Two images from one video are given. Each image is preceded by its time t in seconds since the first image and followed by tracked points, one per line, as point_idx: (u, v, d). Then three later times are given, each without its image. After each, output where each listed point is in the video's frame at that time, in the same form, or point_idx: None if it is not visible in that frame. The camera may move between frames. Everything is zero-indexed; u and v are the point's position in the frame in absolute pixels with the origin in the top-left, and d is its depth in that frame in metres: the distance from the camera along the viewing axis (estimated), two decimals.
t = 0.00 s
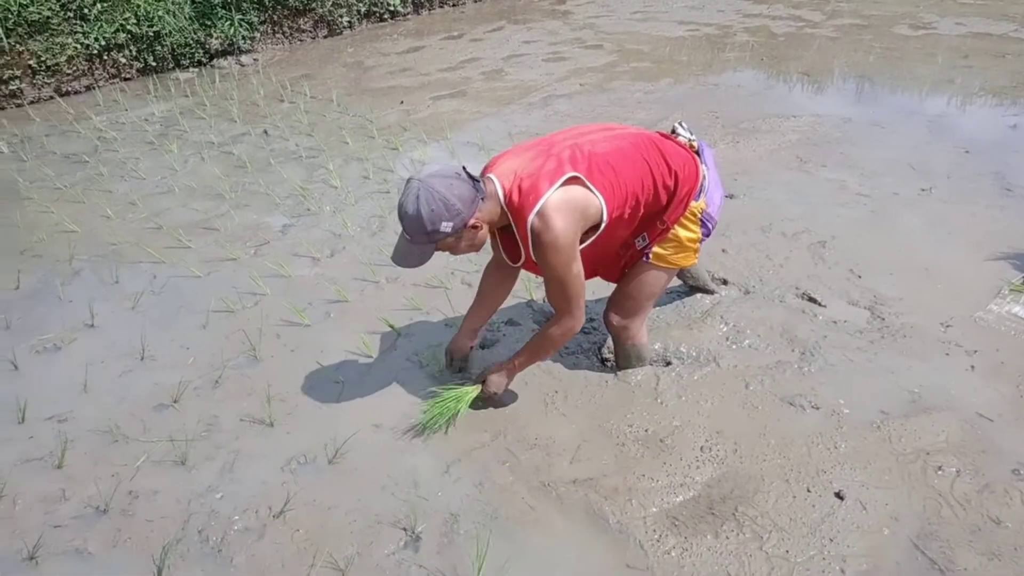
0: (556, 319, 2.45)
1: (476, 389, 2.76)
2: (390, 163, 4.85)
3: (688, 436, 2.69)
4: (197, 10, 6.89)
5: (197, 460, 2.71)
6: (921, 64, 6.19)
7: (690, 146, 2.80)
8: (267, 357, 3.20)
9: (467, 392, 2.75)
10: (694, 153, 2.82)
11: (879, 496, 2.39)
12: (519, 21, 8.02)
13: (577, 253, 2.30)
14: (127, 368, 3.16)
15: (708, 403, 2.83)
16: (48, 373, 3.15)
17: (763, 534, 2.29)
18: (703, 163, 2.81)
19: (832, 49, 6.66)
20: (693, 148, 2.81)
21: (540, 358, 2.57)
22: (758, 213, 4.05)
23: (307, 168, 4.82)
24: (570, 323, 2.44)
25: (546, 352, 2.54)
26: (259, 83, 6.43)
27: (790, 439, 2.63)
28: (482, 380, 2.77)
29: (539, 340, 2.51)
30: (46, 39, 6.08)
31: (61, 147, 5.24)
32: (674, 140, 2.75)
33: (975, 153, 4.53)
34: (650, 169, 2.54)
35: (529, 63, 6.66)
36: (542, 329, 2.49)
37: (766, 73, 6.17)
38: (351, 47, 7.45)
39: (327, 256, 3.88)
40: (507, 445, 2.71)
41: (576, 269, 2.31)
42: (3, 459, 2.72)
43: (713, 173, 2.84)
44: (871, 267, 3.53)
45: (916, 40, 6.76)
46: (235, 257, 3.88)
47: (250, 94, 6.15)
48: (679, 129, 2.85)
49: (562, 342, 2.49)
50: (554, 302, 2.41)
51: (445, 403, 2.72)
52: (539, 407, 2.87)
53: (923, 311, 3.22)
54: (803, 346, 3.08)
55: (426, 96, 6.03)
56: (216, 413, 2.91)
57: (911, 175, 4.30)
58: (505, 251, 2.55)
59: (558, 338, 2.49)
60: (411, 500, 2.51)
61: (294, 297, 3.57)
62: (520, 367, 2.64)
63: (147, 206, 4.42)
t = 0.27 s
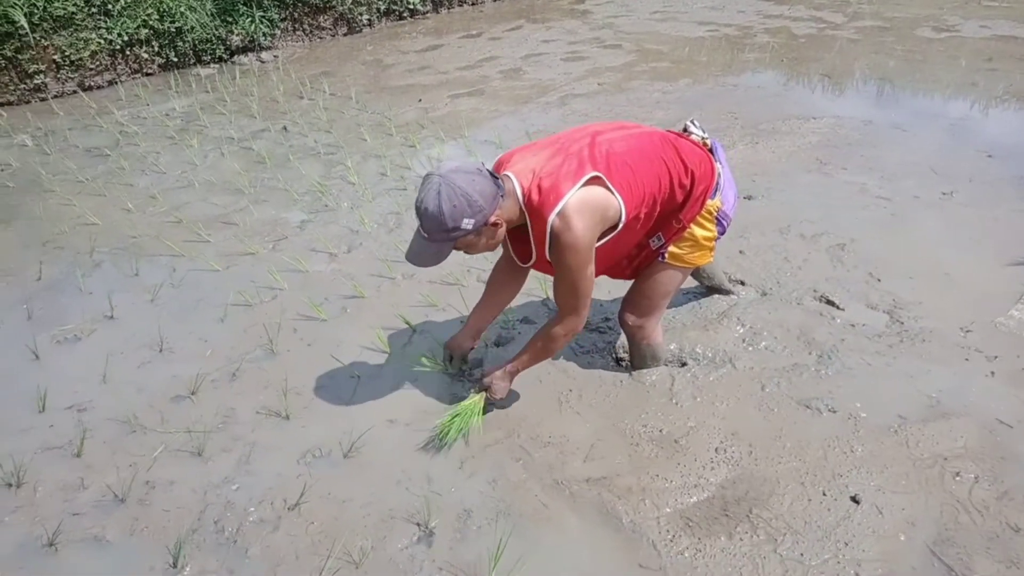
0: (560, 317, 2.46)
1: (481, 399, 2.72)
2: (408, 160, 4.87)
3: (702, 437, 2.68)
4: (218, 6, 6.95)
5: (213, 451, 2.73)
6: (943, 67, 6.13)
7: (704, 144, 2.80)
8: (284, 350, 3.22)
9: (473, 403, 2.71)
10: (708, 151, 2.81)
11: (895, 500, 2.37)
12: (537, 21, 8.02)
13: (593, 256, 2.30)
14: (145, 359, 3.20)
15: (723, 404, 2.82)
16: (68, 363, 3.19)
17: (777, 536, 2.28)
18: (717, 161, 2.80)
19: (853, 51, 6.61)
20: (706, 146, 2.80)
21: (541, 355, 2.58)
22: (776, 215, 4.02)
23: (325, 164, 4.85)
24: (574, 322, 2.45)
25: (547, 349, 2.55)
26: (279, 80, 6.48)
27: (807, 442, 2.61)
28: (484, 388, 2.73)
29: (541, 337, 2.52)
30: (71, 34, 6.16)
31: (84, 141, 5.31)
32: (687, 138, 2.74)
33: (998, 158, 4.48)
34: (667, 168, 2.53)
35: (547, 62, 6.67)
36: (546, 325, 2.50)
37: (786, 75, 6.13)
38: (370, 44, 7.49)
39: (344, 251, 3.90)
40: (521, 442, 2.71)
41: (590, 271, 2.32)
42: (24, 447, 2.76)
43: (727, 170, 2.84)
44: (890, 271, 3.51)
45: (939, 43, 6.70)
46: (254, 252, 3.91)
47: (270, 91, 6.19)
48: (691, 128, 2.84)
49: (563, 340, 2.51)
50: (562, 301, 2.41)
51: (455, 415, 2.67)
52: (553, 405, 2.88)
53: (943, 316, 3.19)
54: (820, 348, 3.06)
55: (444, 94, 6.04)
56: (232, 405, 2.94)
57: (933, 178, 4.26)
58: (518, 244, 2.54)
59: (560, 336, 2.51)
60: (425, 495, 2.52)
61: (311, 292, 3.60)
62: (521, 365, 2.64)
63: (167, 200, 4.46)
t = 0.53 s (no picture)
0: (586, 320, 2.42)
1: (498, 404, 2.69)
2: (426, 153, 4.88)
3: (719, 431, 2.67)
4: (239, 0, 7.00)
5: (233, 441, 2.76)
6: (968, 58, 6.03)
7: (720, 137, 2.76)
8: (303, 342, 3.25)
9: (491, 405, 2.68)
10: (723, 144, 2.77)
11: (915, 496, 2.35)
12: (555, 13, 8.00)
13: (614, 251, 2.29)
14: (167, 350, 3.24)
15: (741, 399, 2.80)
16: (92, 353, 3.24)
17: (795, 531, 2.27)
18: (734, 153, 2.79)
19: (876, 43, 6.52)
20: (723, 138, 2.78)
21: (568, 362, 2.52)
22: (796, 209, 3.99)
23: (344, 157, 4.87)
24: (601, 324, 2.41)
25: (574, 356, 2.49)
26: (298, 73, 6.51)
27: (825, 437, 2.60)
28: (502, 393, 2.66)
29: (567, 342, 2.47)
30: (93, 28, 6.24)
31: (106, 134, 5.37)
32: (702, 131, 2.72)
33: None
34: (684, 163, 2.52)
35: (565, 54, 6.64)
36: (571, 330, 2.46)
37: (807, 67, 6.07)
38: (388, 38, 7.50)
39: (362, 244, 3.92)
40: (538, 435, 2.72)
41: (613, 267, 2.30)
42: (48, 435, 2.81)
43: (744, 163, 2.82)
44: (911, 265, 3.47)
45: (964, 34, 6.59)
46: (273, 244, 3.95)
47: (289, 84, 6.22)
48: (707, 121, 2.82)
49: (591, 344, 2.46)
50: (587, 303, 2.37)
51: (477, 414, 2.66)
52: (570, 399, 2.88)
53: (965, 311, 3.15)
54: (840, 343, 3.04)
55: (462, 87, 6.05)
56: (252, 396, 2.97)
57: (956, 172, 4.20)
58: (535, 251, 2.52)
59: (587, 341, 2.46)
60: (442, 486, 2.54)
61: (330, 284, 3.62)
62: (545, 374, 2.56)
63: (188, 193, 4.51)
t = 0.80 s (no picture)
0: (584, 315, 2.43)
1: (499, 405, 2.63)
2: (438, 146, 4.89)
3: (732, 425, 2.67)
4: None
5: (248, 430, 2.79)
6: (985, 52, 5.97)
7: (727, 129, 2.76)
8: (317, 333, 3.27)
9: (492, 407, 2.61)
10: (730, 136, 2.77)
11: (929, 491, 2.35)
12: (568, 6, 7.97)
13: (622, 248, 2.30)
14: (183, 340, 3.27)
15: (754, 393, 2.80)
16: (109, 343, 3.27)
17: (808, 525, 2.27)
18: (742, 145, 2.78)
19: (892, 37, 6.47)
20: (729, 131, 2.77)
21: (564, 357, 2.52)
22: (810, 203, 3.97)
23: (357, 150, 4.89)
24: (598, 320, 2.42)
25: (570, 350, 2.49)
26: (311, 66, 6.53)
27: (839, 432, 2.59)
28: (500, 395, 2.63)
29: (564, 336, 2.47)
30: (109, 21, 6.29)
31: (122, 126, 5.41)
32: (708, 125, 2.70)
33: None
34: (693, 156, 2.52)
35: (578, 48, 6.63)
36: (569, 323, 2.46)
37: (822, 61, 6.03)
38: (401, 31, 7.51)
39: (375, 236, 3.94)
40: (550, 427, 2.73)
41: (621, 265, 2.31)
42: (67, 423, 2.84)
43: (752, 153, 2.81)
44: (926, 260, 3.45)
45: (981, 28, 6.53)
46: (287, 236, 3.97)
47: (303, 77, 6.25)
48: (713, 113, 2.80)
49: (587, 339, 2.46)
50: (588, 298, 2.38)
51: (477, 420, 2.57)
52: (582, 391, 2.88)
53: (981, 306, 3.14)
54: (854, 338, 3.03)
55: (474, 81, 6.05)
56: (267, 386, 3.00)
57: (972, 167, 4.17)
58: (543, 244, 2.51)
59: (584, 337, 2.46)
60: (455, 476, 2.56)
61: (343, 276, 3.64)
62: (540, 368, 2.56)
63: (203, 185, 4.54)
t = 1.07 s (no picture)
0: (620, 313, 2.38)
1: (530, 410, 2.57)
2: (455, 139, 4.89)
3: (747, 423, 2.65)
4: None
5: (264, 421, 2.81)
6: (1012, 47, 5.87)
7: (742, 122, 2.72)
8: (333, 325, 3.29)
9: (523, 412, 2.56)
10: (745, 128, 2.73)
11: (947, 493, 2.32)
12: None
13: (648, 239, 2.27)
14: (200, 330, 3.30)
15: (770, 391, 2.78)
16: (128, 332, 3.31)
17: (823, 524, 2.25)
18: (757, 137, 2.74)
19: (916, 31, 6.37)
20: (744, 123, 2.73)
21: (601, 358, 2.46)
22: (829, 200, 3.93)
23: (374, 143, 4.89)
24: (636, 317, 2.37)
25: (608, 350, 2.43)
26: (329, 58, 6.54)
27: (856, 431, 2.57)
28: (531, 398, 2.58)
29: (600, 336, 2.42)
30: (130, 12, 6.33)
31: (142, 117, 5.45)
32: (722, 117, 2.67)
33: None
34: (709, 149, 2.50)
35: (596, 41, 6.59)
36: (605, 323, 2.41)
37: (844, 55, 5.95)
38: (419, 23, 7.50)
39: (392, 229, 3.94)
40: (564, 423, 2.73)
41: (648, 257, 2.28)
42: (86, 411, 2.88)
43: (768, 145, 2.77)
44: (948, 259, 3.40)
45: (1007, 22, 6.41)
46: (304, 228, 3.99)
47: (321, 69, 6.26)
48: (726, 105, 2.77)
49: (626, 337, 2.41)
50: (623, 295, 2.33)
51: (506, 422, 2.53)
52: (597, 387, 2.87)
53: (1003, 306, 3.09)
54: (872, 337, 3.00)
55: (492, 73, 6.03)
56: (283, 377, 3.02)
57: (996, 164, 4.11)
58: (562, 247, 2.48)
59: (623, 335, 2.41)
60: (469, 470, 2.56)
61: (360, 268, 3.65)
62: (578, 371, 2.49)
63: (221, 176, 4.56)
